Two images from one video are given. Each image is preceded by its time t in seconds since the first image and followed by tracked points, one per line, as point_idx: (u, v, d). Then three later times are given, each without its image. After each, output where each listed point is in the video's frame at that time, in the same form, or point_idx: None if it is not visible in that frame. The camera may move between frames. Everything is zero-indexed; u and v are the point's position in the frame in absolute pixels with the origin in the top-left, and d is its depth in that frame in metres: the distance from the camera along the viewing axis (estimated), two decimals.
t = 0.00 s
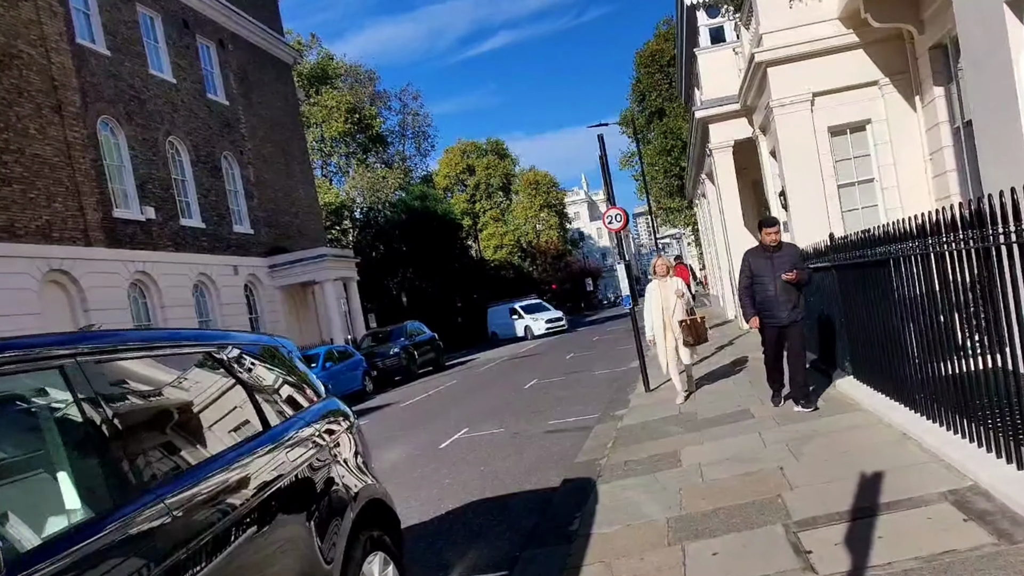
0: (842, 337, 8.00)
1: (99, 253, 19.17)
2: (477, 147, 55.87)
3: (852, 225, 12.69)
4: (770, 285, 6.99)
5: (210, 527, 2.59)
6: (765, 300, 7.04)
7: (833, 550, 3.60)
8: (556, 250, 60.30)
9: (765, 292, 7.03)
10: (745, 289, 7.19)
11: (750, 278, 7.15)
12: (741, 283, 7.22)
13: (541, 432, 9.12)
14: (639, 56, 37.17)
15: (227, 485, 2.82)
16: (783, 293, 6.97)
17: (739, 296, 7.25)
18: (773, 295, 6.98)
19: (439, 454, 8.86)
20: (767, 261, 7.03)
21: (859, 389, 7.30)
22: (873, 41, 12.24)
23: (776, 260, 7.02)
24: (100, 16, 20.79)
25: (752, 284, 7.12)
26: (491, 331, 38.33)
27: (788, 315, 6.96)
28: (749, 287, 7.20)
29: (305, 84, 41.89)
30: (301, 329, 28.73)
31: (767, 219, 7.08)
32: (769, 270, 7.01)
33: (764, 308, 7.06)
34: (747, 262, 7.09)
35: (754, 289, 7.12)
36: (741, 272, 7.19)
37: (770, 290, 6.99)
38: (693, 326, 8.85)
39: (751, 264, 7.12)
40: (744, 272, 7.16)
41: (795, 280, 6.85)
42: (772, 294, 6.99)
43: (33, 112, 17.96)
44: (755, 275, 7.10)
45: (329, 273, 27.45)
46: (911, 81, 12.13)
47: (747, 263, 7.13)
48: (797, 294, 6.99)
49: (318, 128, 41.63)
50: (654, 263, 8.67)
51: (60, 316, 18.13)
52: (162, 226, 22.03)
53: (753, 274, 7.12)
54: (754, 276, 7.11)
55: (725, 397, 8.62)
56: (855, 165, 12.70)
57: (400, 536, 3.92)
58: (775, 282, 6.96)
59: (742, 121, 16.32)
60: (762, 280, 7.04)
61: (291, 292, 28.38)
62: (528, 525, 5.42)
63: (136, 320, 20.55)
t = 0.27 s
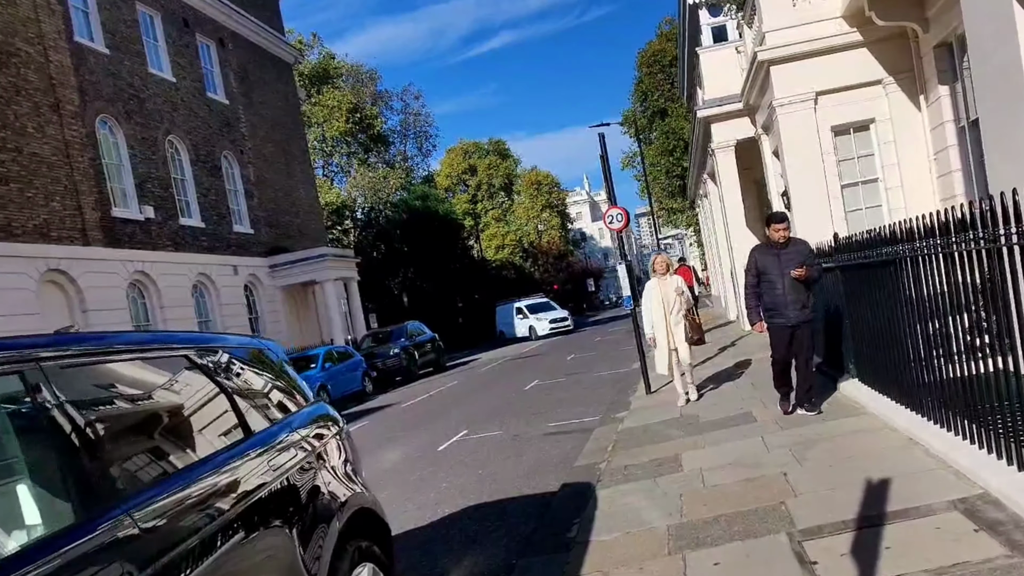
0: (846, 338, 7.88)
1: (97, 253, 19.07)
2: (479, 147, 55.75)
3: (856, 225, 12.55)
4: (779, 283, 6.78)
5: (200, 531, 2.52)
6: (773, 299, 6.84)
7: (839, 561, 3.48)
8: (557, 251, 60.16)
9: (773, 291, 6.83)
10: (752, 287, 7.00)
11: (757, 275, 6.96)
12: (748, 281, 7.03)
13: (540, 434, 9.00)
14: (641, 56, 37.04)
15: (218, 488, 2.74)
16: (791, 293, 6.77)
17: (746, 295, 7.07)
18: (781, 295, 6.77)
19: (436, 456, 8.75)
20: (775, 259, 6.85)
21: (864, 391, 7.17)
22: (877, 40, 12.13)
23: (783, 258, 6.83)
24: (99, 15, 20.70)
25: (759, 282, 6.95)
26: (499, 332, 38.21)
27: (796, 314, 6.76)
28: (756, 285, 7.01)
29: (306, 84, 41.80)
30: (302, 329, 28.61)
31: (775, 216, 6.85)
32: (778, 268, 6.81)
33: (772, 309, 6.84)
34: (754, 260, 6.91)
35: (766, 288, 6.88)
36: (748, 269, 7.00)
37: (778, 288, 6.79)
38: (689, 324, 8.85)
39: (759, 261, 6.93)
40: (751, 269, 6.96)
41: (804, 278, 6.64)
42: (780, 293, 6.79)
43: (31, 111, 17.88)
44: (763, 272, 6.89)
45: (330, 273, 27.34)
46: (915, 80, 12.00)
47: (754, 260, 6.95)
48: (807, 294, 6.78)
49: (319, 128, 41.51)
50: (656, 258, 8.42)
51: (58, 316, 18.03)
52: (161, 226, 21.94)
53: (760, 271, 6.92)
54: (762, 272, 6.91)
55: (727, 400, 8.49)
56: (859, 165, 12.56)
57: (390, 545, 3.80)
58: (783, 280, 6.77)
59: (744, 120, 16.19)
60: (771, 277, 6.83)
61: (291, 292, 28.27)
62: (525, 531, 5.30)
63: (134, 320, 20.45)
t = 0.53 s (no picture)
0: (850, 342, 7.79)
1: (96, 253, 18.99)
2: (480, 147, 55.62)
3: (857, 227, 12.45)
4: (785, 286, 6.43)
5: (187, 542, 2.47)
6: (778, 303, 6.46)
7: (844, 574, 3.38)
8: (558, 252, 60.05)
9: (779, 295, 6.45)
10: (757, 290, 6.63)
11: (762, 277, 6.59)
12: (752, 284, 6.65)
13: (539, 438, 8.90)
14: (642, 56, 36.93)
15: (209, 497, 2.68)
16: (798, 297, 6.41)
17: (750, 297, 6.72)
18: (788, 299, 6.41)
19: (434, 460, 8.65)
20: (780, 261, 6.47)
21: (869, 396, 7.07)
22: (880, 40, 12.03)
23: (790, 260, 6.45)
24: (98, 14, 20.62)
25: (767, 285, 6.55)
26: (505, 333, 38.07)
27: (802, 318, 6.41)
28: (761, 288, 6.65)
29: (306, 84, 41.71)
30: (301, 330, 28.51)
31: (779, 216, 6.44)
32: (784, 270, 6.45)
33: (777, 314, 6.47)
34: (759, 261, 6.55)
35: (774, 292, 6.49)
36: (753, 271, 6.63)
37: (785, 292, 6.42)
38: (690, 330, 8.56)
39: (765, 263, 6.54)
40: (755, 270, 6.60)
41: (810, 280, 6.30)
42: (786, 297, 6.41)
43: (29, 110, 17.80)
44: (770, 274, 6.51)
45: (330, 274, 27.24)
46: (918, 81, 11.89)
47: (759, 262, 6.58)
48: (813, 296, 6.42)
49: (319, 128, 41.42)
50: (656, 260, 8.36)
51: (56, 317, 17.94)
52: (160, 226, 21.85)
53: (766, 273, 6.53)
54: (767, 275, 6.56)
55: (728, 404, 8.38)
56: (861, 166, 12.46)
57: (380, 558, 3.70)
58: (790, 283, 6.40)
59: (745, 121, 16.08)
60: (778, 280, 6.46)
61: (291, 292, 28.17)
62: (522, 539, 5.19)
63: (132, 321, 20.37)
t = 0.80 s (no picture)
0: (852, 342, 7.69)
1: (93, 250, 18.89)
2: (480, 146, 55.48)
3: (859, 226, 12.33)
4: (792, 287, 6.07)
5: (173, 543, 2.42)
6: (785, 307, 6.10)
7: None
8: (559, 251, 59.95)
9: (786, 299, 6.08)
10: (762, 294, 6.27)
11: (766, 280, 6.23)
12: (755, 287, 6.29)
13: (537, 439, 8.80)
14: (644, 55, 36.80)
15: (195, 499, 2.62)
16: (807, 301, 6.05)
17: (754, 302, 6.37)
18: (795, 303, 6.05)
19: (430, 461, 8.55)
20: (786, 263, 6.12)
21: (872, 398, 6.97)
22: (882, 38, 11.92)
23: (797, 262, 6.10)
24: (96, 10, 20.51)
25: (774, 288, 6.19)
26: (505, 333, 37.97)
27: (810, 322, 6.03)
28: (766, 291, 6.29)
29: (306, 82, 41.60)
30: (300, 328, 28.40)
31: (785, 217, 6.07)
32: (790, 273, 6.10)
33: (782, 319, 6.12)
34: (764, 264, 6.19)
35: (781, 296, 6.13)
36: (757, 274, 6.29)
37: (792, 295, 6.06)
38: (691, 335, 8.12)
39: (771, 266, 6.17)
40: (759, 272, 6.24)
41: (818, 281, 5.97)
42: (792, 301, 6.06)
43: (26, 106, 17.70)
44: (776, 277, 6.15)
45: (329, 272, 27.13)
46: (921, 79, 11.78)
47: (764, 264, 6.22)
48: (820, 300, 6.07)
49: (319, 126, 41.30)
50: (654, 261, 8.22)
51: (53, 315, 17.85)
52: (158, 223, 21.74)
53: (772, 275, 6.17)
54: (771, 276, 6.20)
55: (727, 405, 8.28)
56: (863, 164, 12.35)
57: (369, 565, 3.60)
58: (797, 287, 6.05)
59: (746, 119, 15.97)
60: (784, 283, 6.10)
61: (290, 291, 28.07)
62: (517, 544, 5.09)
63: (130, 319, 20.27)
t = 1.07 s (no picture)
0: (855, 340, 7.61)
1: (90, 247, 18.80)
2: (481, 143, 55.38)
3: (861, 223, 12.19)
4: (796, 286, 5.89)
5: (161, 541, 2.39)
6: (789, 303, 5.92)
7: None
8: (559, 248, 59.90)
9: (790, 295, 5.91)
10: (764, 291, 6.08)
11: (769, 277, 6.05)
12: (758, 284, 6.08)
13: (535, 438, 8.71)
14: (644, 52, 36.67)
15: (183, 497, 2.58)
16: (812, 296, 5.86)
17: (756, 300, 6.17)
18: (801, 300, 5.86)
19: (427, 459, 8.47)
20: (790, 260, 5.93)
21: (874, 397, 6.89)
22: (885, 34, 11.82)
23: (801, 258, 5.91)
24: (94, 6, 20.40)
25: (777, 286, 6.01)
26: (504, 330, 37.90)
27: (816, 319, 5.86)
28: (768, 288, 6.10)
29: (306, 78, 41.48)
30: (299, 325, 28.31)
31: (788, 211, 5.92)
32: (792, 268, 5.92)
33: (787, 317, 5.93)
34: (766, 260, 6.01)
35: (785, 293, 5.95)
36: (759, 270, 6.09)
37: (797, 292, 5.88)
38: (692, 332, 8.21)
39: (773, 262, 5.99)
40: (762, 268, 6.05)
41: (824, 279, 5.80)
42: (797, 298, 5.88)
43: (23, 102, 17.60)
44: (779, 274, 5.97)
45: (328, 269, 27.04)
46: (923, 76, 11.68)
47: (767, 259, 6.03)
48: (825, 296, 5.90)
49: (319, 123, 41.08)
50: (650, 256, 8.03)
51: (50, 311, 17.76)
52: (156, 220, 21.65)
53: (775, 272, 5.99)
54: (775, 273, 6.02)
55: (727, 404, 8.20)
56: (865, 162, 12.24)
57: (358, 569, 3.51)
58: (803, 283, 5.87)
59: (748, 116, 15.86)
60: (788, 279, 5.92)
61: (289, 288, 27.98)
62: (514, 545, 5.01)
63: (127, 315, 20.19)
